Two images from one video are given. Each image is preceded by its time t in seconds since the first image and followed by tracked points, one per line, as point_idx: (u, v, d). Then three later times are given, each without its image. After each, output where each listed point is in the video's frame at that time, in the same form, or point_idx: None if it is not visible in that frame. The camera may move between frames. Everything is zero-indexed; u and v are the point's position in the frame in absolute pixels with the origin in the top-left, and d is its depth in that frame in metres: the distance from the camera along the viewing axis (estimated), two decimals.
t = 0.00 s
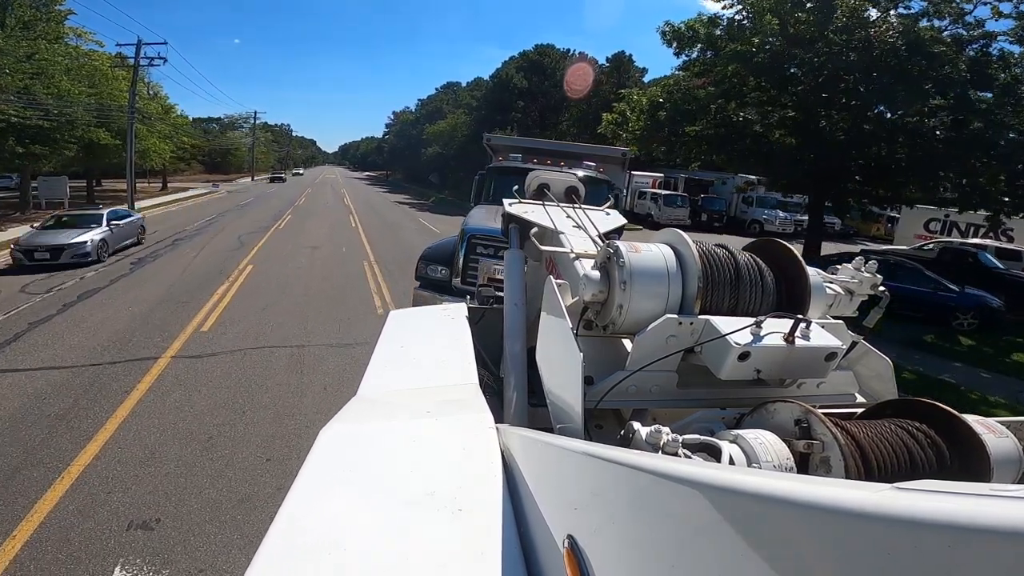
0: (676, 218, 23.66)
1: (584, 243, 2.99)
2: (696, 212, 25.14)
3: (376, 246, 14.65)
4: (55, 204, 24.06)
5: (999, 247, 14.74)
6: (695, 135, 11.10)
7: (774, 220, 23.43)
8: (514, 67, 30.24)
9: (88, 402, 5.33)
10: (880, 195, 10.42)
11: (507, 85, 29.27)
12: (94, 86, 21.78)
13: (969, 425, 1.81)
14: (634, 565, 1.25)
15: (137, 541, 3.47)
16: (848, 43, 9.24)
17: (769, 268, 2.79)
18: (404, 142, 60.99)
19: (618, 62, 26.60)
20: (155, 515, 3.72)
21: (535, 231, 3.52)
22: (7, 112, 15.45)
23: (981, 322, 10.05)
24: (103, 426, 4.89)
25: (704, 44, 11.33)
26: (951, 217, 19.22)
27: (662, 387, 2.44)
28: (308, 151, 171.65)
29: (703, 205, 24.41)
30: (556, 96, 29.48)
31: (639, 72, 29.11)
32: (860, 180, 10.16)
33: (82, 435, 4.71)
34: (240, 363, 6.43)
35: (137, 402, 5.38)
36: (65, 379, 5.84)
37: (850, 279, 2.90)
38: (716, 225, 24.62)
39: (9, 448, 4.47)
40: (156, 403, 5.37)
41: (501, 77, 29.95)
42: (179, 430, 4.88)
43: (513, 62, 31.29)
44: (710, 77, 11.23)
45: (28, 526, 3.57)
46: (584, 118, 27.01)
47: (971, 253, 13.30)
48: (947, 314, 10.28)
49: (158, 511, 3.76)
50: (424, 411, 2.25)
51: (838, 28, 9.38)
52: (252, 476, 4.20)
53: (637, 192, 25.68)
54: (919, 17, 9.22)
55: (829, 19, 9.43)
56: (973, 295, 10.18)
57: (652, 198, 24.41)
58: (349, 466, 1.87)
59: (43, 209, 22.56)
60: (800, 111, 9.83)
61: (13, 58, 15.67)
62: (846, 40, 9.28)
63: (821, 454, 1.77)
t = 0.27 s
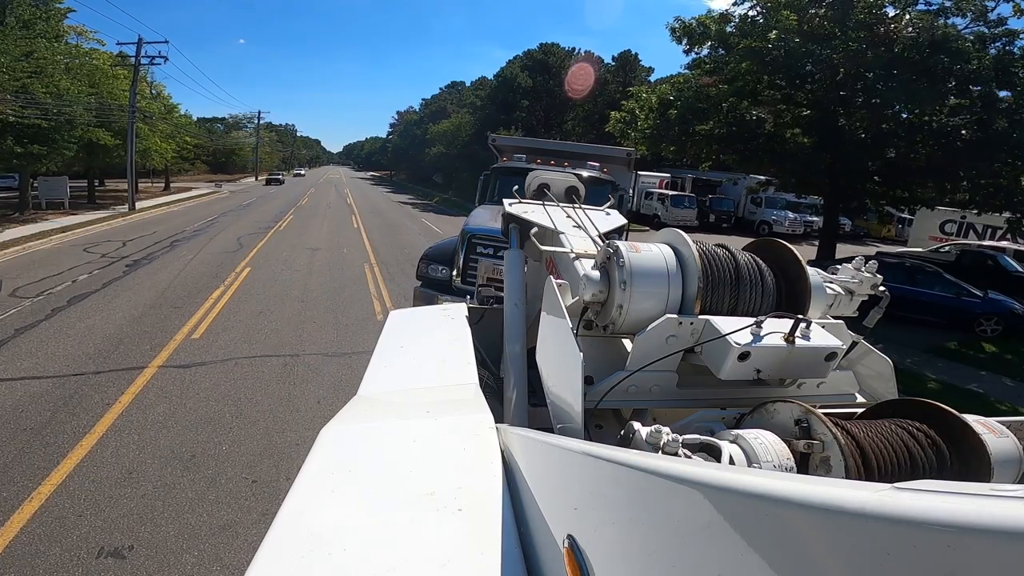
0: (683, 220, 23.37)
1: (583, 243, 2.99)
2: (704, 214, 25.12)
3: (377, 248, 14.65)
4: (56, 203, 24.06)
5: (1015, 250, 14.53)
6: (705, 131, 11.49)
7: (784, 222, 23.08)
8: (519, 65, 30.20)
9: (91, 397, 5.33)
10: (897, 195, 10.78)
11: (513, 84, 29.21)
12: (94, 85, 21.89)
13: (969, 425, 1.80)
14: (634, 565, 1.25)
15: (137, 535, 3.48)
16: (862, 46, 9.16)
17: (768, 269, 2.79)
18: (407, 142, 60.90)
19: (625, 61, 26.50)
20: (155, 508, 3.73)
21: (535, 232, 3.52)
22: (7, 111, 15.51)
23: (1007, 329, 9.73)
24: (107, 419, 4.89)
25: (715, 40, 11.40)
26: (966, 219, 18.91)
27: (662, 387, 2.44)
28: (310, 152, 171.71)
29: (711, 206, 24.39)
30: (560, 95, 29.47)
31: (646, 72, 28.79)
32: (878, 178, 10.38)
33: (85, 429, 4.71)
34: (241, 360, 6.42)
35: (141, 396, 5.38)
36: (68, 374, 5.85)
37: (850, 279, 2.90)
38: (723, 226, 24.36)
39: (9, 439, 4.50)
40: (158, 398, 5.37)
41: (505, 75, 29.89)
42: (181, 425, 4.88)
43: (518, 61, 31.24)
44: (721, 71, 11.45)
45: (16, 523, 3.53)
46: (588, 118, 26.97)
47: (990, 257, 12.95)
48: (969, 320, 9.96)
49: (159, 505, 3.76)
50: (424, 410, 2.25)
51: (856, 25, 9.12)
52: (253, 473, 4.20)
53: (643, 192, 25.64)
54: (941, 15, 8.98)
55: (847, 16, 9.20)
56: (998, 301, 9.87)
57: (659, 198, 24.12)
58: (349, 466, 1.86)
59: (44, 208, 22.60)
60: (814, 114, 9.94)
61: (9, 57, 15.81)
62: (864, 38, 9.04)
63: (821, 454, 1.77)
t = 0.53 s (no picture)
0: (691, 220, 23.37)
1: (583, 243, 2.99)
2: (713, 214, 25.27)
3: (379, 250, 14.65)
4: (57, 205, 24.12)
5: None
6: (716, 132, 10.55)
7: (793, 222, 23.25)
8: (523, 65, 30.17)
9: (90, 402, 5.37)
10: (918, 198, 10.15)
11: (516, 83, 29.14)
12: (93, 85, 22.05)
13: (968, 425, 1.80)
14: (634, 565, 1.25)
15: (138, 538, 3.52)
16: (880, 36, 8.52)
17: (768, 269, 2.79)
18: (411, 142, 60.78)
19: (630, 61, 26.34)
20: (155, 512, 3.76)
21: (535, 231, 3.52)
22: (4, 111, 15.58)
23: None
24: (106, 425, 4.92)
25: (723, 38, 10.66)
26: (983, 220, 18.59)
27: (662, 387, 2.44)
28: (312, 151, 171.73)
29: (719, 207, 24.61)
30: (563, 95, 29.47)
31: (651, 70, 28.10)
32: (899, 181, 9.57)
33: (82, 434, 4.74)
34: (240, 365, 6.44)
35: (139, 401, 5.42)
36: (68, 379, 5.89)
37: (850, 279, 2.90)
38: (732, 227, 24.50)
39: None
40: (158, 402, 5.40)
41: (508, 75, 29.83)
42: (179, 430, 4.90)
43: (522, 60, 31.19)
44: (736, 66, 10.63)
45: None
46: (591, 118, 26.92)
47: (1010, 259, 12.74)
48: (993, 326, 9.73)
49: (160, 509, 3.80)
50: (424, 411, 2.25)
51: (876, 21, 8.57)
52: (253, 476, 4.24)
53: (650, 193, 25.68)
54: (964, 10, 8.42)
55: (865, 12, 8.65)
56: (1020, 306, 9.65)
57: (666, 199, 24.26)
58: (349, 466, 1.86)
59: (43, 209, 22.65)
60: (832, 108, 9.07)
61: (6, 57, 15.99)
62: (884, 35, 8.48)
63: (821, 454, 1.77)
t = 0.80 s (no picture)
0: (697, 220, 23.33)
1: (583, 243, 2.99)
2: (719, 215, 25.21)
3: (380, 251, 14.64)
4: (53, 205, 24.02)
5: None
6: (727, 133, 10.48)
7: (802, 223, 23.12)
8: (526, 63, 30.12)
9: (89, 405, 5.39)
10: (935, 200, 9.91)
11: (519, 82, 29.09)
12: (88, 85, 21.93)
13: (968, 425, 1.80)
14: (633, 565, 1.26)
15: (138, 540, 3.54)
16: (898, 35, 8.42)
17: (769, 269, 2.79)
18: (413, 141, 60.66)
19: (632, 59, 26.22)
20: (157, 515, 3.79)
21: (535, 231, 3.52)
22: None
23: None
24: (104, 428, 4.94)
25: (735, 35, 10.44)
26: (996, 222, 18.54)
27: (662, 387, 2.44)
28: (312, 151, 171.66)
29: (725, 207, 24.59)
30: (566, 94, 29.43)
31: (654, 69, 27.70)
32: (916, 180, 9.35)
33: (81, 437, 4.77)
34: (239, 369, 6.45)
35: (138, 404, 5.44)
36: (68, 381, 5.92)
37: (850, 279, 2.90)
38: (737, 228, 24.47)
39: None
40: (157, 406, 5.42)
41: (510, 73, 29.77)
42: (179, 433, 4.92)
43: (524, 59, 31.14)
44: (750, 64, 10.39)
45: None
46: (593, 117, 26.89)
47: None
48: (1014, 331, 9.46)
49: (160, 511, 3.83)
50: (424, 410, 2.25)
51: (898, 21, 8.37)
52: (253, 479, 4.26)
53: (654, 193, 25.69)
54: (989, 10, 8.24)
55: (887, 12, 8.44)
56: None
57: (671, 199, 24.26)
58: (350, 465, 1.86)
59: (40, 210, 22.61)
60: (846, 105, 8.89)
61: None
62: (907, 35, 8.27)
63: (820, 454, 1.77)
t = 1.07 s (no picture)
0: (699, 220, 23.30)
1: (583, 243, 2.99)
2: (720, 215, 25.18)
3: (378, 253, 14.65)
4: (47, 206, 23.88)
5: None
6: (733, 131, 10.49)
7: (804, 224, 22.81)
8: (525, 62, 30.11)
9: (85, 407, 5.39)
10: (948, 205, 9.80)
11: (519, 81, 29.08)
12: (79, 85, 21.77)
13: (969, 425, 1.80)
14: (633, 566, 1.26)
15: (136, 544, 3.55)
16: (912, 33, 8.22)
17: (769, 269, 2.79)
18: (412, 141, 60.66)
19: (633, 58, 26.12)
20: (153, 518, 3.80)
21: (535, 232, 3.52)
22: None
23: None
24: (102, 431, 4.96)
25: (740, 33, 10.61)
26: (1005, 223, 18.24)
27: (662, 387, 2.44)
28: (312, 151, 171.80)
29: (727, 207, 24.52)
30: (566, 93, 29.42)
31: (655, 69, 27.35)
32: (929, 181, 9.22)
33: (78, 440, 4.78)
34: (236, 372, 6.45)
35: (135, 407, 5.44)
36: (65, 384, 5.93)
37: (850, 279, 2.90)
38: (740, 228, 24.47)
39: None
40: (154, 408, 5.42)
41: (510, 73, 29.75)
42: (177, 436, 4.93)
43: (524, 58, 31.13)
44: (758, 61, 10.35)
45: None
46: (593, 116, 26.85)
47: None
48: None
49: (157, 515, 3.83)
50: (424, 411, 2.25)
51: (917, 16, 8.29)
52: (251, 481, 4.27)
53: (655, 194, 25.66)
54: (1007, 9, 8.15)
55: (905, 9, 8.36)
56: None
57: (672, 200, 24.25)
58: (350, 465, 1.87)
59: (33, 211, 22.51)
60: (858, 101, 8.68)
61: None
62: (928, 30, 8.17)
63: (821, 454, 1.77)
